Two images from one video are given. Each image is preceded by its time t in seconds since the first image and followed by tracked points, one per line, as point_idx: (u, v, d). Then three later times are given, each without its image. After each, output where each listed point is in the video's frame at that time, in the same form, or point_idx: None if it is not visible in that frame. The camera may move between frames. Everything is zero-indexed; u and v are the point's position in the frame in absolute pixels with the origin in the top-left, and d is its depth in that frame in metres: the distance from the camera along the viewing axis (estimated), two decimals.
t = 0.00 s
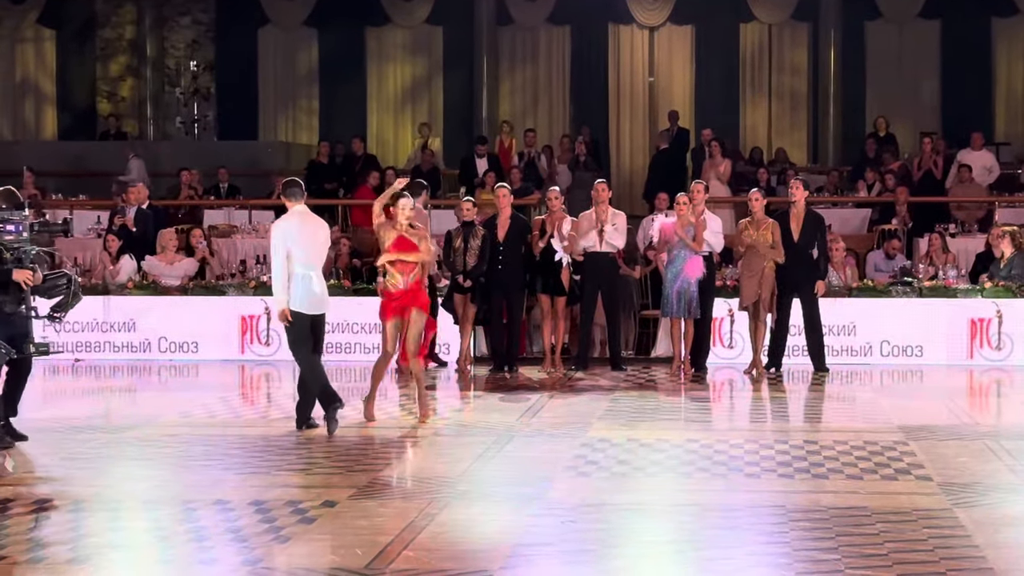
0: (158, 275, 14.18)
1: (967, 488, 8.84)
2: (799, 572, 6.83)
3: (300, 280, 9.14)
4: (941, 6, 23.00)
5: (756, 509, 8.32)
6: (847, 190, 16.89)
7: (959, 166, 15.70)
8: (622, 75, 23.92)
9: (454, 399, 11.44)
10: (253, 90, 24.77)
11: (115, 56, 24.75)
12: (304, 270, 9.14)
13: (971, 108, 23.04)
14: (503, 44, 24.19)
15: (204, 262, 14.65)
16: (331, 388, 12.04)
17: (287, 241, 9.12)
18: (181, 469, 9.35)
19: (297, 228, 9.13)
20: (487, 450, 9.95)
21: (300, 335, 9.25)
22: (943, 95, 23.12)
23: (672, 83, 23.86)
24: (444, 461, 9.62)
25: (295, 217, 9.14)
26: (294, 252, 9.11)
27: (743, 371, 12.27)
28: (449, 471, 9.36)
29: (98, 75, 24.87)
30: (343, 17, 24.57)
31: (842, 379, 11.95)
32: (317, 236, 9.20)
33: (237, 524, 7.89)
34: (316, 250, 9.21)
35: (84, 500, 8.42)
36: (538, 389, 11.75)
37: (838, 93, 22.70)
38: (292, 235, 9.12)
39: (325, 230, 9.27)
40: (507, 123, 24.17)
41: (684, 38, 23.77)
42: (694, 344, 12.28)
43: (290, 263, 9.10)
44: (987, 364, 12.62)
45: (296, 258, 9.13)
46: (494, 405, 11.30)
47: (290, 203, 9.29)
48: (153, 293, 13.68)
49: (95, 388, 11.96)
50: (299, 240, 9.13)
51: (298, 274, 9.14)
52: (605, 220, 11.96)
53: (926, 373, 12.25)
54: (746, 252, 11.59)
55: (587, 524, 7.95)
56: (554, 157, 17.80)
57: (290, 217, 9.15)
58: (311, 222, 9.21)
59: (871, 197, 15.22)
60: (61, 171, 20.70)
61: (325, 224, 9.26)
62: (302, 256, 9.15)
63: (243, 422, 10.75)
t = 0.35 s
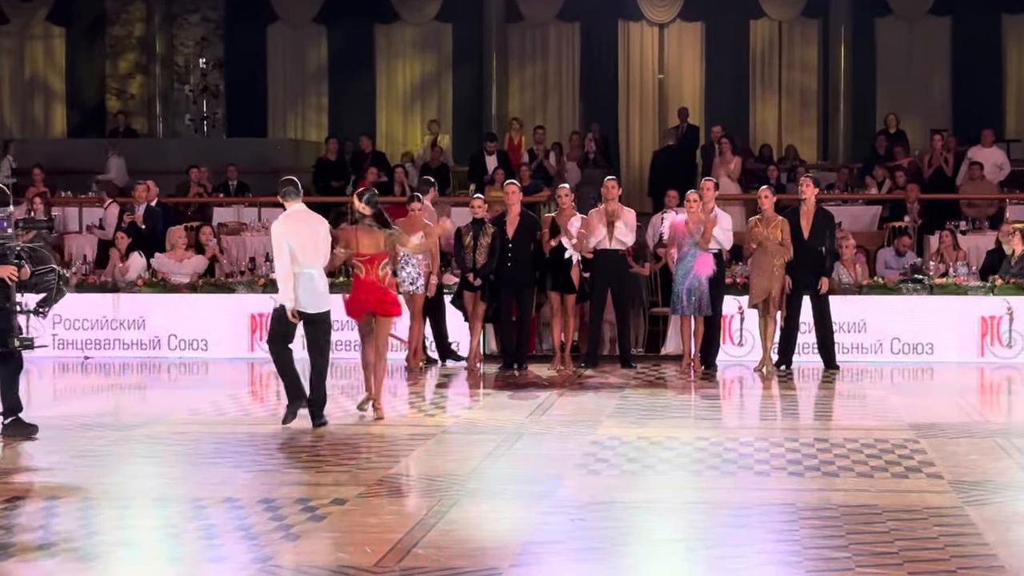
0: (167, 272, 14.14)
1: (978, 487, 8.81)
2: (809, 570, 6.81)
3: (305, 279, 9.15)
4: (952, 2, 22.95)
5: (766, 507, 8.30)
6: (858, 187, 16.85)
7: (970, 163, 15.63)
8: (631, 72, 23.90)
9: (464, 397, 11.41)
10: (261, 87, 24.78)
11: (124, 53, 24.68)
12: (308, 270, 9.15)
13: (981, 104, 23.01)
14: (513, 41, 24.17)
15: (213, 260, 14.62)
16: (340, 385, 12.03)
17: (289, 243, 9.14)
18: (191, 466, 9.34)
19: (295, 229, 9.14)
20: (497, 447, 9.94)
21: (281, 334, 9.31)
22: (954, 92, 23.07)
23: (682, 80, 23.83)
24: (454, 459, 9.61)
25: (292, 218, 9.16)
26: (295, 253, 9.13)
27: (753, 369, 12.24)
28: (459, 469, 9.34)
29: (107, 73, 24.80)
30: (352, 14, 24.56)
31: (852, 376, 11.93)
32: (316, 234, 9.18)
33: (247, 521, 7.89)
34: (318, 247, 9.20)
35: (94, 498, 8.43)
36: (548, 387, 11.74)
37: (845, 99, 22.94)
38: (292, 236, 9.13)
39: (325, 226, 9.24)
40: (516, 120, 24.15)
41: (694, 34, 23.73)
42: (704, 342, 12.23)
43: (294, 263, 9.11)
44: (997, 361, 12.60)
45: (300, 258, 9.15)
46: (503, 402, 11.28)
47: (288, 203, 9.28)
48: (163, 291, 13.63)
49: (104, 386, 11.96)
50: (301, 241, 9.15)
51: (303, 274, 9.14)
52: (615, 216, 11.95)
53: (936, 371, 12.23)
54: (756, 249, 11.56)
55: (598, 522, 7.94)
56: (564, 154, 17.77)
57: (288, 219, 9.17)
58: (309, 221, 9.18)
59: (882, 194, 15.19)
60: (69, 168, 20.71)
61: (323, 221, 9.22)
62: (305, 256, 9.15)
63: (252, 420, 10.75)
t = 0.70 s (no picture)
0: (173, 271, 14.17)
1: (985, 485, 8.80)
2: (816, 569, 6.80)
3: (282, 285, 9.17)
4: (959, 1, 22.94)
5: (774, 506, 8.28)
6: (865, 186, 16.84)
7: (979, 162, 15.59)
8: (638, 71, 23.89)
9: (470, 395, 11.38)
10: (269, 84, 24.81)
11: (132, 52, 24.49)
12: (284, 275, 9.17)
13: (988, 103, 22.98)
14: (520, 39, 24.17)
15: (221, 259, 14.65)
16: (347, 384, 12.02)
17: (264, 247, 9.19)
18: (196, 465, 9.33)
19: (271, 232, 9.20)
20: (503, 446, 9.93)
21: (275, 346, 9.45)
22: (961, 90, 23.05)
23: (688, 77, 23.82)
24: (460, 458, 9.61)
25: (267, 222, 9.21)
26: (271, 258, 9.14)
27: (760, 368, 12.22)
28: (466, 468, 9.32)
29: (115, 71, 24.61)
30: (359, 13, 24.56)
31: (859, 375, 11.92)
32: (293, 237, 9.22)
33: (253, 520, 7.89)
34: (295, 250, 9.23)
35: (101, 496, 8.43)
36: (554, 386, 11.72)
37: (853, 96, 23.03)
38: (267, 241, 9.17)
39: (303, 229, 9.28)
40: (523, 119, 24.15)
41: (701, 33, 23.72)
42: (710, 340, 12.24)
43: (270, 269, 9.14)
44: (1005, 360, 12.58)
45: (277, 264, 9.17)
46: (510, 400, 11.27)
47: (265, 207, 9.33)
48: (170, 291, 13.66)
49: (111, 384, 11.96)
50: (278, 246, 9.18)
51: (279, 277, 9.16)
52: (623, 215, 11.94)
53: (943, 369, 12.21)
54: (762, 247, 11.60)
55: (605, 520, 7.94)
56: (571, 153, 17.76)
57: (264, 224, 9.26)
58: (286, 223, 9.23)
59: (889, 192, 15.19)
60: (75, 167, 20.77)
61: (300, 223, 9.26)
62: (282, 260, 9.17)
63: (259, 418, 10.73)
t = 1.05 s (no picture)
0: (180, 271, 14.13)
1: (992, 485, 8.78)
2: (822, 568, 6.78)
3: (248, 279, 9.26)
4: None
5: (780, 505, 8.27)
6: (872, 185, 16.82)
7: (986, 161, 15.56)
8: (645, 69, 23.86)
9: (476, 394, 11.37)
10: (275, 82, 24.84)
11: (138, 52, 24.12)
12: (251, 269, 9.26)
13: (995, 101, 22.94)
14: (526, 38, 24.15)
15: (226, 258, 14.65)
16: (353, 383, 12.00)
17: (232, 241, 9.26)
18: (201, 464, 9.33)
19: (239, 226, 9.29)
20: (509, 446, 9.92)
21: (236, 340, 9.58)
22: (968, 89, 23.01)
23: (695, 76, 23.79)
24: (466, 457, 9.59)
25: (235, 215, 9.28)
26: (243, 251, 9.24)
27: (767, 367, 12.20)
28: (472, 467, 9.32)
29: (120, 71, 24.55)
30: (364, 12, 24.54)
31: (866, 374, 11.90)
32: (259, 232, 9.30)
33: (258, 519, 7.89)
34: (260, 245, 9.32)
35: (107, 495, 8.43)
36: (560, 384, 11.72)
37: (860, 96, 22.93)
38: (238, 235, 9.25)
39: (268, 227, 9.41)
40: (528, 118, 24.13)
41: (707, 32, 23.67)
42: (716, 339, 12.22)
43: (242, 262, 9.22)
44: (1012, 359, 12.56)
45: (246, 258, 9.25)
46: (516, 400, 11.25)
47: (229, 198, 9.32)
48: (175, 290, 13.65)
49: (116, 384, 11.97)
50: (251, 239, 9.29)
51: (247, 270, 9.23)
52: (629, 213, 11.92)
53: (950, 368, 12.19)
54: (768, 246, 11.53)
55: (611, 520, 7.93)
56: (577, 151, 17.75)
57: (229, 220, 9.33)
58: (254, 218, 9.33)
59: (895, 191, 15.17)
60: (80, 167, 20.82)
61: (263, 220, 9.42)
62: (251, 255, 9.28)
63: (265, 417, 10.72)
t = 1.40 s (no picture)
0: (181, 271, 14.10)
1: (994, 484, 8.76)
2: (824, 567, 6.77)
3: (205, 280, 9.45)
4: None
5: (783, 504, 8.25)
6: (874, 184, 16.80)
7: (988, 161, 15.54)
8: (646, 69, 23.84)
9: (477, 394, 11.35)
10: (275, 82, 24.83)
11: (138, 52, 24.33)
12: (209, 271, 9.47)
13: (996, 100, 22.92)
14: (527, 38, 24.14)
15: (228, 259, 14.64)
16: (355, 383, 11.96)
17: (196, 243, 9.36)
18: (204, 464, 9.32)
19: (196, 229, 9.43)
20: (511, 446, 9.90)
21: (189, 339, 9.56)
22: (970, 89, 23.00)
23: (696, 74, 23.77)
24: (468, 457, 9.57)
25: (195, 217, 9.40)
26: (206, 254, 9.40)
27: (769, 366, 12.18)
28: (474, 467, 9.30)
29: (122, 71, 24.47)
30: (365, 12, 24.54)
31: (868, 373, 11.88)
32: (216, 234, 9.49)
33: (260, 519, 7.88)
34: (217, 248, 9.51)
35: (109, 496, 8.42)
36: (562, 384, 11.71)
37: (862, 95, 22.80)
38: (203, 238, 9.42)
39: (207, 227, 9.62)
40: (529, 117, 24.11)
41: (709, 31, 23.66)
42: (718, 338, 12.21)
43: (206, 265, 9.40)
44: (1014, 358, 12.55)
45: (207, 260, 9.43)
46: (518, 400, 11.24)
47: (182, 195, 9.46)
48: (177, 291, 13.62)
49: (118, 384, 11.96)
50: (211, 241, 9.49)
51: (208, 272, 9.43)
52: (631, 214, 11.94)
53: (953, 367, 12.18)
54: (770, 245, 11.51)
55: (614, 519, 7.91)
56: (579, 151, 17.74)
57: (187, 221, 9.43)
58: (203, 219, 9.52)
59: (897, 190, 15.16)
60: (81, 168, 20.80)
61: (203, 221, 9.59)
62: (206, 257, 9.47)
63: (267, 417, 10.69)
